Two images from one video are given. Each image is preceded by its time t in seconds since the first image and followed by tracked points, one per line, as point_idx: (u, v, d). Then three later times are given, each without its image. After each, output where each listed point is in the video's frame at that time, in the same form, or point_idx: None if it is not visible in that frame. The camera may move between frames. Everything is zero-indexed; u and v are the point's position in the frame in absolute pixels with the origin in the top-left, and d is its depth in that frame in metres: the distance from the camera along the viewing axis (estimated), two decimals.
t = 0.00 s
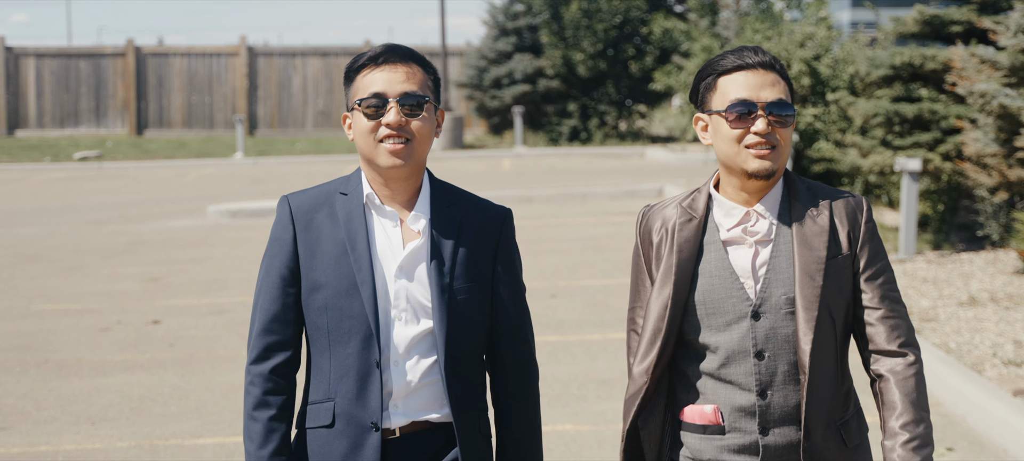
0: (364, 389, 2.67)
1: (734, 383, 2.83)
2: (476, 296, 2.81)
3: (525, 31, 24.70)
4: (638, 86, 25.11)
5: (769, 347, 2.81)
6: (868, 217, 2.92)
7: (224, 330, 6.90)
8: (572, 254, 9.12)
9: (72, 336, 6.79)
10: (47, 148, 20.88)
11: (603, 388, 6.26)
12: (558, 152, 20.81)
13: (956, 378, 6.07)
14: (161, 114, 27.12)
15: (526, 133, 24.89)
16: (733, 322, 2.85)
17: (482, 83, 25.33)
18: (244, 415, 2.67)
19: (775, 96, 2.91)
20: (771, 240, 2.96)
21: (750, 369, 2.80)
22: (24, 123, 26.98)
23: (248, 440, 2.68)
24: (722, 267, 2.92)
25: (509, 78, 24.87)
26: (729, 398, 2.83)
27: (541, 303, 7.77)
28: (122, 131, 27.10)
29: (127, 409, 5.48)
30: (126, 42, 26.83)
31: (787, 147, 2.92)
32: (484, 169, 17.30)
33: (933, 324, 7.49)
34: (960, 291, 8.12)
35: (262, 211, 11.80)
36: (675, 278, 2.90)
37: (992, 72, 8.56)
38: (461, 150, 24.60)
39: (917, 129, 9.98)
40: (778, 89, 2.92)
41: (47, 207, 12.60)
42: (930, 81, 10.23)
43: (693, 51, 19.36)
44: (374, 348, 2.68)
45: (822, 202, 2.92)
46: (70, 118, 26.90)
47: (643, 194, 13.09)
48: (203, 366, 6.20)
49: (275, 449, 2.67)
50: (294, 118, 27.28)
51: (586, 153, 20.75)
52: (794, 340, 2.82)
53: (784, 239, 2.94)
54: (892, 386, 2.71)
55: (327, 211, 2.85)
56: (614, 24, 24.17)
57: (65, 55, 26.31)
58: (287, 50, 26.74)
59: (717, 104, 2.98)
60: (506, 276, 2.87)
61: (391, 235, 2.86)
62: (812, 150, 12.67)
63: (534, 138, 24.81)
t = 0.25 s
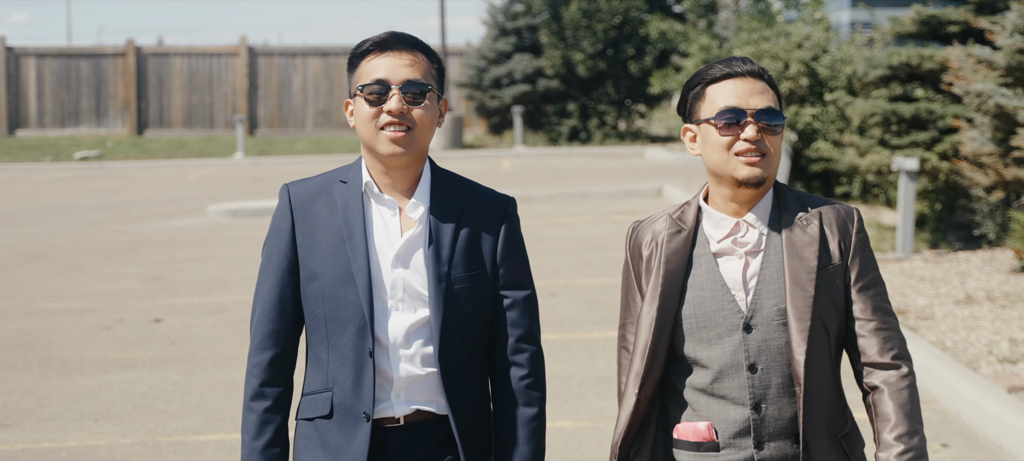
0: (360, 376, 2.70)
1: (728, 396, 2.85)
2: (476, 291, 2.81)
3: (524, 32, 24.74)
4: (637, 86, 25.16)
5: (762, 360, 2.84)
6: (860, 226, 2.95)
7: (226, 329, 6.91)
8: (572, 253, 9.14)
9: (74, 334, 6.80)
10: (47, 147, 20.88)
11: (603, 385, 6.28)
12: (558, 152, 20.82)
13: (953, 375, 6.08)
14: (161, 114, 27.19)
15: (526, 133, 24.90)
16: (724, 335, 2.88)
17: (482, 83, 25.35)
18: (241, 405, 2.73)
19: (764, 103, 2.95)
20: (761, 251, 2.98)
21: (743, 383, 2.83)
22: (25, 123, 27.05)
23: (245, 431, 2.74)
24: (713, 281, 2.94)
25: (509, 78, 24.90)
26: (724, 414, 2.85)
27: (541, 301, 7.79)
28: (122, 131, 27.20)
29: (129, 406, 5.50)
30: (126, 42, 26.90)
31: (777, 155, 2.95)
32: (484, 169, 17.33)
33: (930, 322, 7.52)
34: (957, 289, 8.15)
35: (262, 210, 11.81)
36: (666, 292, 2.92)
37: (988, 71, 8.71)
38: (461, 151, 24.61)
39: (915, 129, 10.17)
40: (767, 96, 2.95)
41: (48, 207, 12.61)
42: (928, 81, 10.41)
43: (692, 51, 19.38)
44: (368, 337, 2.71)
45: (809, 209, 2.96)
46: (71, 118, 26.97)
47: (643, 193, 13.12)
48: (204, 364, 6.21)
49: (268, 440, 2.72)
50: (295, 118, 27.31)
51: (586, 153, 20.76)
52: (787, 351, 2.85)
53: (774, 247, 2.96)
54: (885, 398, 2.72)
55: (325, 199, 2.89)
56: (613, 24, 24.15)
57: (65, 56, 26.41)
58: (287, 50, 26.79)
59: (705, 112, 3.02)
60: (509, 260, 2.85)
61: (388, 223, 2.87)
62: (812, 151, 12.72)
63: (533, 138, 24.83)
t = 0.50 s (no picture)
0: (350, 377, 2.71)
1: (718, 394, 2.83)
2: (476, 290, 2.81)
3: (524, 32, 24.71)
4: (636, 86, 25.28)
5: (753, 357, 2.82)
6: (853, 226, 2.96)
7: (228, 328, 6.93)
8: (572, 253, 9.16)
9: (77, 333, 6.82)
10: (48, 148, 20.87)
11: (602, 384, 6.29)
12: (558, 152, 20.85)
13: (950, 374, 6.07)
14: (161, 115, 27.22)
15: (525, 133, 24.92)
16: (717, 331, 2.85)
17: (481, 83, 25.21)
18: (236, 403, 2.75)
19: (754, 102, 2.95)
20: (753, 249, 2.97)
21: (733, 379, 2.81)
22: (25, 123, 27.10)
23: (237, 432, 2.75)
24: (703, 279, 2.93)
25: (509, 78, 24.80)
26: (714, 413, 2.83)
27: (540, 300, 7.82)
28: (123, 132, 27.24)
29: (133, 404, 5.52)
30: (127, 43, 26.95)
31: (767, 153, 2.94)
32: (484, 170, 17.36)
33: (927, 321, 7.55)
34: (953, 289, 8.19)
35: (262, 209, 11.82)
36: (660, 289, 2.91)
37: (984, 72, 8.80)
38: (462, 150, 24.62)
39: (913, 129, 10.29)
40: (756, 95, 2.96)
41: (49, 207, 12.63)
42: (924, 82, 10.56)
43: (690, 52, 19.44)
44: (361, 340, 2.72)
45: (798, 205, 2.97)
46: (72, 118, 27.04)
47: (643, 193, 13.15)
48: (206, 363, 6.23)
49: (259, 440, 2.73)
50: (295, 118, 27.31)
51: (585, 153, 20.77)
52: (780, 349, 2.83)
53: (766, 246, 2.96)
54: (876, 401, 2.76)
55: (323, 199, 2.92)
56: (613, 25, 24.33)
57: (65, 56, 26.48)
58: (288, 51, 26.87)
59: (695, 110, 3.02)
60: (510, 255, 2.85)
61: (385, 222, 2.88)
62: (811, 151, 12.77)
63: (533, 138, 24.86)
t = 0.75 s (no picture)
0: (341, 393, 2.66)
1: (711, 390, 2.77)
2: (474, 297, 2.75)
3: (524, 33, 24.90)
4: (636, 87, 25.22)
5: (751, 353, 2.77)
6: (851, 223, 2.90)
7: (230, 327, 6.94)
8: (573, 252, 9.19)
9: (80, 332, 6.83)
10: (48, 148, 20.86)
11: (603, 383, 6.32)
12: (557, 152, 20.89)
13: (948, 372, 6.10)
14: (162, 115, 27.25)
15: (526, 134, 25.06)
16: (714, 327, 2.80)
17: (481, 83, 25.50)
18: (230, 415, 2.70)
19: (751, 98, 2.90)
20: (752, 245, 2.91)
21: (729, 375, 2.76)
22: (27, 123, 27.11)
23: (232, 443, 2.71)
24: (701, 274, 2.87)
25: (509, 78, 25.07)
26: (708, 408, 2.77)
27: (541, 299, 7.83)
28: (124, 131, 27.21)
29: (138, 402, 5.53)
30: (128, 43, 26.99)
31: (766, 149, 2.89)
32: (484, 170, 17.39)
33: (925, 320, 7.57)
34: (951, 288, 8.22)
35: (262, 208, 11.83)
36: (659, 281, 2.84)
37: (983, 73, 8.87)
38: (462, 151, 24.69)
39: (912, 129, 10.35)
40: (753, 90, 2.90)
41: (51, 206, 12.63)
42: (922, 83, 10.64)
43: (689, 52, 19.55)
44: (350, 353, 2.67)
45: (795, 200, 2.91)
46: (73, 119, 27.03)
47: (642, 194, 13.20)
48: (210, 361, 6.24)
49: (253, 450, 2.69)
50: (296, 118, 27.35)
51: (585, 154, 20.81)
52: (778, 347, 2.77)
53: (765, 242, 2.90)
54: (874, 399, 2.76)
55: (319, 209, 2.88)
56: (613, 26, 24.12)
57: (67, 57, 26.56)
58: (289, 51, 26.93)
59: (690, 108, 2.96)
60: (508, 260, 2.80)
61: (380, 233, 2.82)
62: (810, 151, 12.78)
63: (533, 139, 24.91)
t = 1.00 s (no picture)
0: (337, 410, 2.69)
1: (709, 381, 2.70)
2: (465, 309, 2.77)
3: (525, 33, 24.93)
4: (636, 87, 25.20)
5: (750, 343, 2.68)
6: (852, 217, 2.80)
7: (233, 325, 6.96)
8: (575, 251, 9.22)
9: (84, 330, 6.85)
10: (49, 147, 20.86)
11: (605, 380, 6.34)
12: (557, 153, 20.89)
13: (946, 369, 6.12)
14: (163, 115, 27.35)
15: (526, 134, 25.07)
16: (715, 316, 2.71)
17: (482, 83, 25.51)
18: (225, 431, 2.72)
19: (753, 88, 2.80)
20: (755, 235, 2.81)
21: (725, 366, 2.69)
22: (28, 123, 27.25)
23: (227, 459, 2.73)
24: (703, 263, 2.77)
25: (510, 78, 25.08)
26: (707, 397, 2.70)
27: (542, 298, 7.85)
28: (126, 131, 27.33)
29: (142, 399, 5.55)
30: (129, 43, 27.15)
31: (766, 140, 2.80)
32: (484, 169, 17.42)
33: (923, 317, 7.60)
34: (949, 286, 8.25)
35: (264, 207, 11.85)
36: (662, 269, 2.74)
37: (980, 73, 8.97)
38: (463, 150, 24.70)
39: (910, 129, 10.48)
40: (755, 81, 2.81)
41: (53, 206, 12.65)
42: (920, 82, 10.79)
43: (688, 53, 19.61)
44: (345, 367, 2.69)
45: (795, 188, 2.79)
46: (75, 119, 27.16)
47: (642, 193, 13.23)
48: (214, 358, 6.26)
49: None
50: (297, 118, 27.43)
51: (585, 154, 20.80)
52: (776, 340, 2.69)
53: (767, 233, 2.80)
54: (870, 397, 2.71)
55: (309, 223, 2.88)
56: (613, 26, 24.16)
57: (68, 57, 26.69)
58: (290, 51, 27.03)
59: (691, 97, 2.86)
60: (498, 271, 2.81)
61: (370, 244, 2.84)
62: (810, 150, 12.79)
63: (533, 139, 24.88)
